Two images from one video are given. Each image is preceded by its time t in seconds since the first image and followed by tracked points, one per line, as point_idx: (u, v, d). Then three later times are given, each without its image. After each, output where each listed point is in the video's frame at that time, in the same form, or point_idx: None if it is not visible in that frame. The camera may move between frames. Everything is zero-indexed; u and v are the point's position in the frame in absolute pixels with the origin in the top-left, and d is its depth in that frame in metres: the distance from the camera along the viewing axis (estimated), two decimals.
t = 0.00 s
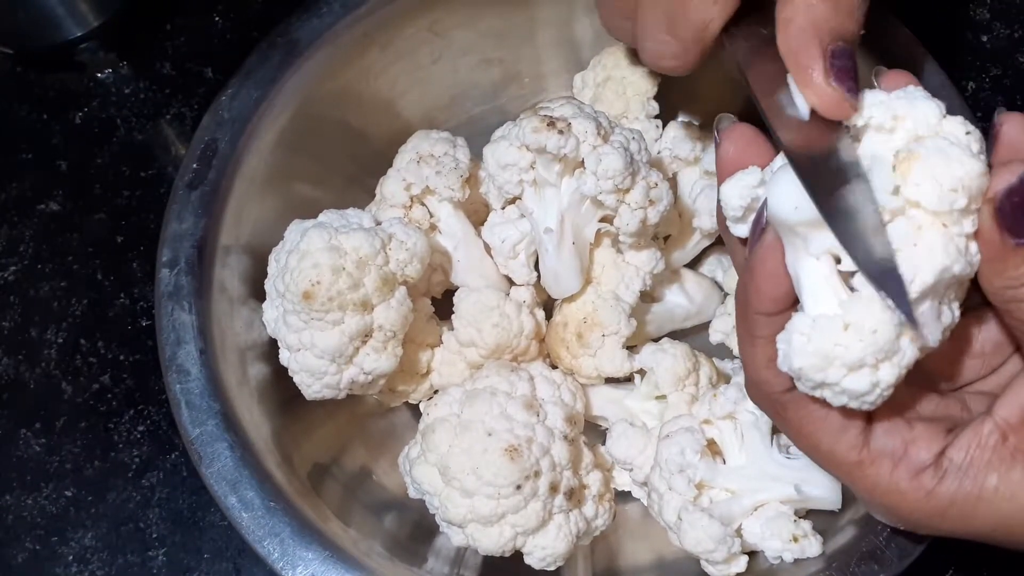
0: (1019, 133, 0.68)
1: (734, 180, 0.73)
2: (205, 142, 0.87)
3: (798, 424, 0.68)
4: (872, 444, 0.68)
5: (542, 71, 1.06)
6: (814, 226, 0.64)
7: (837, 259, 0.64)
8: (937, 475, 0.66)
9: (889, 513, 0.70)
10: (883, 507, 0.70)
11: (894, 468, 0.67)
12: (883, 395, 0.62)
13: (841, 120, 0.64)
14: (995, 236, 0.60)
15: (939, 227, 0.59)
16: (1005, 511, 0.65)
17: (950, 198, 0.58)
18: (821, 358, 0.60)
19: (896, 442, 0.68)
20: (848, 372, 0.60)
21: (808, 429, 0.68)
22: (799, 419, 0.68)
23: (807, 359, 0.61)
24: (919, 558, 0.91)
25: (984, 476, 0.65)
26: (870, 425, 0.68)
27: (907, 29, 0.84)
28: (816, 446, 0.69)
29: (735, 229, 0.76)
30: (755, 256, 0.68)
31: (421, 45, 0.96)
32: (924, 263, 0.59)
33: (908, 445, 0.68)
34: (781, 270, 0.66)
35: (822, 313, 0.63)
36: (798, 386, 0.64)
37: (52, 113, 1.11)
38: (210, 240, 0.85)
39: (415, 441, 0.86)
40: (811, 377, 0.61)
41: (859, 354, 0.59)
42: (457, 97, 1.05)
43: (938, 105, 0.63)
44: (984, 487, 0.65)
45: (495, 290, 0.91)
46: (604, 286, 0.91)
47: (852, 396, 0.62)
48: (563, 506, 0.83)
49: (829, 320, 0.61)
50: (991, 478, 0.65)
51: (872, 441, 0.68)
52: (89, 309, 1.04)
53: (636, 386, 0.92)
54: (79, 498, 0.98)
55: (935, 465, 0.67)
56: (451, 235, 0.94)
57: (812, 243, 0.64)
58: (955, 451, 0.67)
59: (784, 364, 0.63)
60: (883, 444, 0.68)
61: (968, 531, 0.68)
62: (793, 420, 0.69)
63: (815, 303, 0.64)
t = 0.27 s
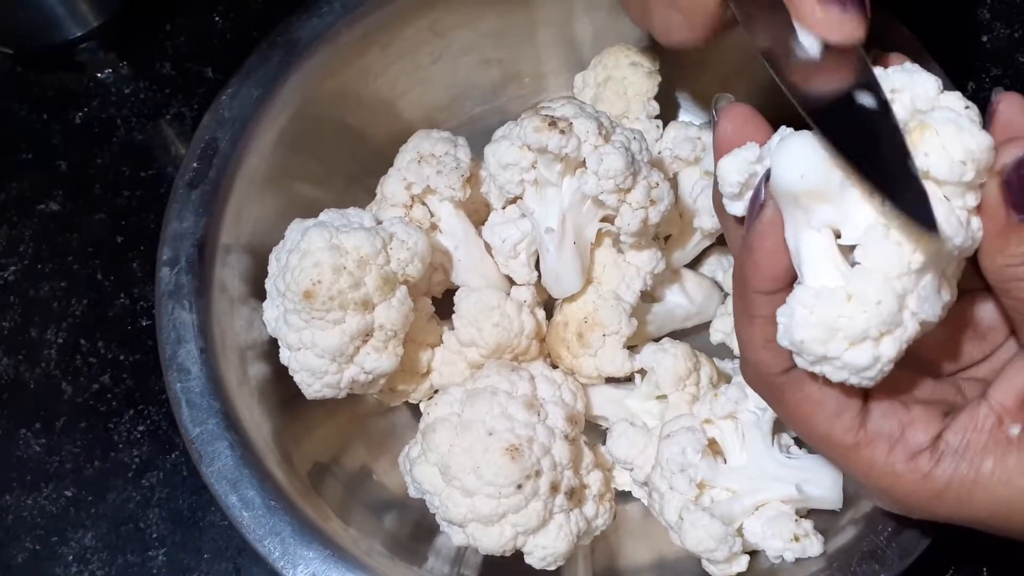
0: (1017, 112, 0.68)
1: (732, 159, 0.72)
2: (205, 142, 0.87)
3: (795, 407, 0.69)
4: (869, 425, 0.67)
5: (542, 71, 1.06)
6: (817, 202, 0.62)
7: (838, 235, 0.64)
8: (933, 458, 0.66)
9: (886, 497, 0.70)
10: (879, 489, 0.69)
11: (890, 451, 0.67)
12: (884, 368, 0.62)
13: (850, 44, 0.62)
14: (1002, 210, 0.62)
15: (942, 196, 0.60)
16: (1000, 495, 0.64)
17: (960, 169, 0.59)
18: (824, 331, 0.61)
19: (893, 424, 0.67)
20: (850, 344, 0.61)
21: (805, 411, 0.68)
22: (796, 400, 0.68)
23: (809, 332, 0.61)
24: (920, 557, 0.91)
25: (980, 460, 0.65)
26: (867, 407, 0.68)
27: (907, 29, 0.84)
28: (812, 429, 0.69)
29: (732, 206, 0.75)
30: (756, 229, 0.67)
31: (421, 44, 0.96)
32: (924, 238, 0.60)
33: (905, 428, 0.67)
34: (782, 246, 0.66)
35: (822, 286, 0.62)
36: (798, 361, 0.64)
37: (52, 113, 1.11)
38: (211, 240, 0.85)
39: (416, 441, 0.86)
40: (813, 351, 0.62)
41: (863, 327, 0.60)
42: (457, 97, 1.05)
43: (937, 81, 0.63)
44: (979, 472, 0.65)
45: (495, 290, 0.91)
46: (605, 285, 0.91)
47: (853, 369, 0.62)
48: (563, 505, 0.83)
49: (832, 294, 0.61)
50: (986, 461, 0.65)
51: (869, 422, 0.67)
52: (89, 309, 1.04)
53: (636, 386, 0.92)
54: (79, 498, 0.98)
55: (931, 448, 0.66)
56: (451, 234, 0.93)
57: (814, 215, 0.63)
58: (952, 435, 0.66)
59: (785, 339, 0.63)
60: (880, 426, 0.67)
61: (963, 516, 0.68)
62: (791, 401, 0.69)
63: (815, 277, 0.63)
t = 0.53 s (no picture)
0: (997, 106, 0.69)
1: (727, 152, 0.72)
2: (205, 141, 0.87)
3: (792, 391, 0.68)
4: (867, 413, 0.67)
5: (542, 71, 1.06)
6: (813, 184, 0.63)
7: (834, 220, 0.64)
8: (933, 443, 0.66)
9: (886, 486, 0.69)
10: (879, 478, 0.69)
11: (890, 436, 0.66)
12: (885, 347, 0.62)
13: None
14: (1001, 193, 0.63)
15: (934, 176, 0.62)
16: (1001, 480, 0.64)
17: (948, 147, 0.62)
18: (823, 307, 0.60)
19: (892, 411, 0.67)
20: (850, 319, 0.60)
21: (803, 395, 0.67)
22: (794, 386, 0.67)
23: (809, 309, 0.60)
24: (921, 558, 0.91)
25: (981, 445, 0.65)
26: (866, 394, 0.68)
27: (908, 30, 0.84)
28: (810, 414, 0.68)
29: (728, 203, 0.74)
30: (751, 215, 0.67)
31: (421, 44, 0.96)
32: (917, 215, 0.60)
33: (904, 415, 0.67)
34: (778, 233, 0.65)
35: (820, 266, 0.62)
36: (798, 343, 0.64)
37: (52, 113, 1.11)
38: (210, 240, 0.85)
39: (415, 441, 0.86)
40: (813, 328, 0.61)
41: (863, 301, 0.59)
42: (457, 97, 1.05)
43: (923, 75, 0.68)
44: (980, 456, 0.65)
45: (495, 290, 0.91)
46: (605, 285, 0.91)
47: (855, 348, 0.61)
48: (564, 506, 0.83)
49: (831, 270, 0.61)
50: (987, 446, 0.65)
51: (868, 409, 0.67)
52: (89, 309, 1.04)
53: (636, 387, 0.92)
54: (78, 498, 0.98)
55: (931, 433, 0.66)
56: (451, 235, 0.93)
57: (811, 199, 0.63)
58: (950, 421, 0.67)
59: (785, 318, 0.62)
60: (879, 412, 0.67)
61: (964, 504, 0.67)
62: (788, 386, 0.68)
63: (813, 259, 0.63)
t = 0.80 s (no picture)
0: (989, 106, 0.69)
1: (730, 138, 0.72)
2: (205, 142, 0.87)
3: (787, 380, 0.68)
4: (862, 409, 0.66)
5: (542, 71, 1.06)
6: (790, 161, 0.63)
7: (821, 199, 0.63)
8: (925, 438, 0.65)
9: (880, 485, 0.69)
10: (872, 473, 0.68)
11: (884, 430, 0.66)
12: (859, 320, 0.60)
13: None
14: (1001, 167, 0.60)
15: (913, 150, 0.60)
16: (993, 475, 0.63)
17: (923, 118, 0.59)
18: (787, 274, 0.60)
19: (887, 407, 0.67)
20: (814, 287, 0.60)
21: (797, 384, 0.67)
22: (790, 375, 0.67)
23: (773, 275, 0.60)
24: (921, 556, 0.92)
25: (973, 440, 0.64)
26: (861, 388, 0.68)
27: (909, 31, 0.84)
28: (805, 405, 0.67)
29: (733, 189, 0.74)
30: (748, 200, 0.68)
31: (420, 45, 0.97)
32: (888, 185, 0.59)
33: (898, 410, 0.67)
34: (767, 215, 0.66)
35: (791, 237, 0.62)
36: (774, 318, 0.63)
37: (52, 113, 1.11)
38: (211, 240, 0.85)
39: (415, 441, 0.86)
40: (780, 298, 0.61)
41: (825, 268, 0.59)
42: (457, 97, 1.05)
43: (922, 58, 0.62)
44: (973, 452, 0.64)
45: (495, 290, 0.92)
46: (604, 286, 0.91)
47: (824, 318, 0.60)
48: (563, 506, 0.83)
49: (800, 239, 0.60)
50: (980, 442, 0.64)
51: (863, 404, 0.67)
52: (90, 309, 1.04)
53: (636, 386, 0.92)
54: (79, 498, 0.99)
55: (924, 429, 0.66)
56: (451, 235, 0.94)
57: (794, 177, 0.64)
58: (943, 416, 0.66)
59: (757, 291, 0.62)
60: (873, 407, 0.67)
61: (958, 502, 0.66)
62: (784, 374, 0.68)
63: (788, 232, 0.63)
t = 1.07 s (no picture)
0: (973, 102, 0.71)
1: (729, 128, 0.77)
2: (205, 142, 0.87)
3: (784, 355, 0.70)
4: (859, 384, 0.68)
5: (542, 71, 1.06)
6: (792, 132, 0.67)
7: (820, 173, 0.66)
8: (921, 410, 0.66)
9: (878, 462, 0.69)
10: (869, 451, 0.69)
11: (879, 404, 0.67)
12: (866, 277, 0.63)
13: None
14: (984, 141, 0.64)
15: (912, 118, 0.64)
16: (990, 445, 0.63)
17: (921, 86, 0.64)
18: (798, 229, 0.63)
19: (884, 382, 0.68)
20: (825, 241, 0.63)
21: (794, 358, 0.69)
22: (789, 347, 0.69)
23: (785, 233, 0.63)
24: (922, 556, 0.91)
25: (967, 411, 0.65)
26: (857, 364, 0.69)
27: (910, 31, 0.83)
28: (802, 382, 0.69)
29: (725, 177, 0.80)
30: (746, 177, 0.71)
31: (420, 44, 0.96)
32: (891, 147, 0.62)
33: (894, 385, 0.68)
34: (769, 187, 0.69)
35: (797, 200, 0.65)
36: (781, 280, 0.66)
37: (51, 113, 1.11)
38: (210, 240, 0.85)
39: (415, 441, 0.86)
40: (789, 254, 0.63)
41: (834, 223, 0.62)
42: (457, 97, 1.05)
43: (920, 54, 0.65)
44: (968, 423, 0.64)
45: (495, 290, 0.91)
46: (604, 285, 0.91)
47: (832, 273, 0.63)
48: (563, 506, 0.83)
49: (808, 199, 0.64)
50: (974, 414, 0.64)
51: (859, 378, 0.68)
52: (89, 309, 1.04)
53: (636, 387, 0.92)
54: (78, 498, 0.98)
55: (920, 402, 0.67)
56: (451, 235, 0.93)
57: (795, 148, 0.67)
58: (939, 388, 0.67)
59: (766, 250, 0.65)
60: (869, 381, 0.68)
61: (955, 477, 0.66)
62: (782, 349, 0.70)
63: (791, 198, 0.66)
